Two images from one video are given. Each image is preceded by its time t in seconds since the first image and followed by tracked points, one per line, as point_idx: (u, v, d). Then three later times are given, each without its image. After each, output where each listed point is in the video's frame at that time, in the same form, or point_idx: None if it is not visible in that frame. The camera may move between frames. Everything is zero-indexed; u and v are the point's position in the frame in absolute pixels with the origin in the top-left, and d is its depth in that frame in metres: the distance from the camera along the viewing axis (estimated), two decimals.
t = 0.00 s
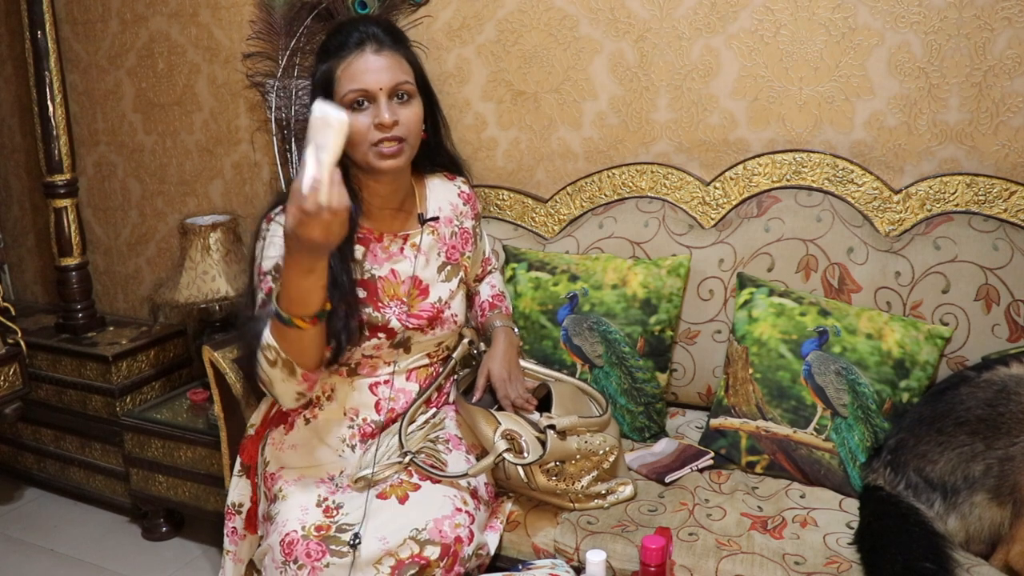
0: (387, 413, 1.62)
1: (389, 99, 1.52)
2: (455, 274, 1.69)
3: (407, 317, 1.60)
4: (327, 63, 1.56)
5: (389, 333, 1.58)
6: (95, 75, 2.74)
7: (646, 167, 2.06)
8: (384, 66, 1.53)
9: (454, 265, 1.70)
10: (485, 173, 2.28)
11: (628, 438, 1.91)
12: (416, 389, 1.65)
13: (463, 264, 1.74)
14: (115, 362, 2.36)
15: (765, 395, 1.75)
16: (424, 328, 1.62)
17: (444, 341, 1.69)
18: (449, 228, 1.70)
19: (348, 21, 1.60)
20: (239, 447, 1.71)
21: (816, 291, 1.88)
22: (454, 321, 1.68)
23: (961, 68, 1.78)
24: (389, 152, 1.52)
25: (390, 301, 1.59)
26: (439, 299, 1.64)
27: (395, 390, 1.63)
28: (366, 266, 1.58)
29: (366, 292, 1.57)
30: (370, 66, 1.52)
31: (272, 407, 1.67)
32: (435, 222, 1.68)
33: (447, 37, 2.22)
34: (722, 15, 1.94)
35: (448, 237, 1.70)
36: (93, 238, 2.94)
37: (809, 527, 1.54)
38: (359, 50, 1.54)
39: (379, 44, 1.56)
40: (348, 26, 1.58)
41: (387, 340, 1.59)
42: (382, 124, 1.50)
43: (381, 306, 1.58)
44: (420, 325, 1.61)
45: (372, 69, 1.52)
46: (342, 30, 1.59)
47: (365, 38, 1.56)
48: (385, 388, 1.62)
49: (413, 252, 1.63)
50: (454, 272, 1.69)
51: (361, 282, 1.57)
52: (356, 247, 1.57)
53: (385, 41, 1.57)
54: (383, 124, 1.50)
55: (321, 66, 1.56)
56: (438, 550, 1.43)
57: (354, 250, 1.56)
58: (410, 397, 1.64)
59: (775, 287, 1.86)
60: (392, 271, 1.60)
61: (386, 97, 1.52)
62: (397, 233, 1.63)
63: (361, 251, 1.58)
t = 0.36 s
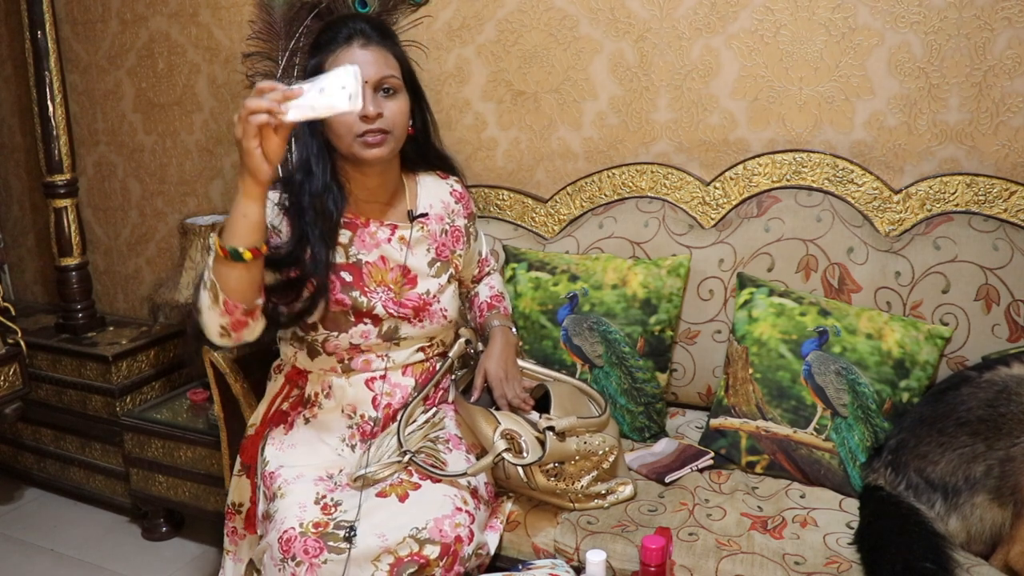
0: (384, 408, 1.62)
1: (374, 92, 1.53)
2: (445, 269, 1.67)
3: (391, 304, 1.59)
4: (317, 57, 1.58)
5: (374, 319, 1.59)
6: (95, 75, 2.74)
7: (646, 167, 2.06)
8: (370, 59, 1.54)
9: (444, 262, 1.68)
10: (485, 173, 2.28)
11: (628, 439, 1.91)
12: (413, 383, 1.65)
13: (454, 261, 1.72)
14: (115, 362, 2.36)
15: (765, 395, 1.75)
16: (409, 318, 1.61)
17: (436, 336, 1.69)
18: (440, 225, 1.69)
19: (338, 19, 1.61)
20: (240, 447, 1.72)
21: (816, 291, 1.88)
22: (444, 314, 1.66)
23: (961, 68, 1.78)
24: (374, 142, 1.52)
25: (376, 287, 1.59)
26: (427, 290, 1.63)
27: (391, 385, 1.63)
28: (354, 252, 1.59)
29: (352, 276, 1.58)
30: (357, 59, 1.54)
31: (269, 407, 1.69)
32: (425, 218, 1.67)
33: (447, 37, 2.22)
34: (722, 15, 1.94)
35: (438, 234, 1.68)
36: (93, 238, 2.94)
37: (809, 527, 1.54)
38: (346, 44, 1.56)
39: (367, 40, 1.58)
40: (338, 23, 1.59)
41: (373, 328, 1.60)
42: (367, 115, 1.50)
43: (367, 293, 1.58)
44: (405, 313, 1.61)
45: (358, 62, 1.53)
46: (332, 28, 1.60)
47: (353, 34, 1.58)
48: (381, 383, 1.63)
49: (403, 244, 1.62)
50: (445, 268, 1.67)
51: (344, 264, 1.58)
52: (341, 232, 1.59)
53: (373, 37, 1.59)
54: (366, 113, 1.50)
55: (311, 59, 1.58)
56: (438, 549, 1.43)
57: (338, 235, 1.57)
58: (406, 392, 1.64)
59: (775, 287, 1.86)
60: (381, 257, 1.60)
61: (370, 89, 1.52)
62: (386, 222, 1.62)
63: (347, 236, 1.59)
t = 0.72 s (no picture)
0: (381, 407, 1.62)
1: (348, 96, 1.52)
2: (436, 270, 1.67)
3: (379, 300, 1.59)
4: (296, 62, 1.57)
5: (362, 314, 1.59)
6: (95, 75, 2.74)
7: (646, 167, 2.06)
8: (345, 63, 1.54)
9: (434, 264, 1.67)
10: (485, 173, 2.28)
11: (628, 439, 1.91)
12: (410, 381, 1.66)
13: (447, 262, 1.71)
14: (115, 362, 2.36)
15: (765, 395, 1.75)
16: (397, 316, 1.61)
17: (429, 336, 1.68)
18: (431, 226, 1.68)
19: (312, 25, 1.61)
20: (240, 448, 1.73)
21: (816, 291, 1.88)
22: (434, 315, 1.66)
23: (961, 68, 1.78)
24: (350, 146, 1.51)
25: (365, 281, 1.59)
26: (417, 288, 1.63)
27: (389, 383, 1.64)
28: (343, 246, 1.59)
29: (341, 269, 1.58)
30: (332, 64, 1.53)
31: (270, 406, 1.70)
32: (416, 220, 1.66)
33: (447, 37, 2.22)
34: (722, 14, 1.94)
35: (429, 235, 1.68)
36: (93, 238, 2.94)
37: (809, 527, 1.54)
38: (322, 48, 1.55)
39: (343, 43, 1.57)
40: (313, 29, 1.59)
41: (362, 322, 1.59)
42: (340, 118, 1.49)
43: (356, 285, 1.58)
44: (393, 312, 1.61)
45: (335, 66, 1.53)
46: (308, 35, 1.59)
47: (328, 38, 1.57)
48: (378, 381, 1.63)
49: (391, 243, 1.62)
50: (436, 269, 1.67)
51: (336, 259, 1.58)
52: (331, 228, 1.59)
53: (349, 39, 1.58)
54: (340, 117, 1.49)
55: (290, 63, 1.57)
56: (438, 549, 1.43)
57: (325, 231, 1.58)
58: (403, 390, 1.65)
59: (775, 287, 1.86)
60: (370, 253, 1.60)
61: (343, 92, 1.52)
62: (374, 220, 1.62)
63: (336, 231, 1.60)
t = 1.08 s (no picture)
0: (380, 407, 1.62)
1: (339, 99, 1.52)
2: (434, 269, 1.67)
3: (378, 299, 1.60)
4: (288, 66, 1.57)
5: (361, 312, 1.59)
6: (95, 75, 2.74)
7: (646, 167, 2.06)
8: (336, 65, 1.53)
9: (432, 264, 1.67)
10: (485, 172, 2.28)
11: (628, 439, 1.91)
12: (410, 381, 1.66)
13: (445, 262, 1.71)
14: (115, 362, 2.36)
15: (765, 395, 1.75)
16: (396, 315, 1.61)
17: (428, 335, 1.69)
18: (429, 226, 1.68)
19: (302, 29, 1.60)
20: (240, 448, 1.73)
21: (816, 291, 1.88)
22: (433, 315, 1.66)
23: (961, 68, 1.78)
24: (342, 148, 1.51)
25: (364, 280, 1.60)
26: (416, 288, 1.64)
27: (389, 383, 1.64)
28: (343, 246, 1.59)
29: (341, 268, 1.58)
30: (323, 67, 1.53)
31: (270, 406, 1.70)
32: (414, 220, 1.66)
33: (447, 37, 2.22)
34: (722, 15, 1.94)
35: (428, 235, 1.68)
36: (93, 238, 2.94)
37: (809, 527, 1.54)
38: (313, 52, 1.56)
39: (334, 45, 1.57)
40: (303, 34, 1.59)
41: (361, 321, 1.60)
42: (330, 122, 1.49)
43: (356, 283, 1.59)
44: (392, 310, 1.61)
45: (326, 69, 1.53)
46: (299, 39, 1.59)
47: (319, 41, 1.57)
48: (377, 380, 1.63)
49: (388, 243, 1.62)
50: (433, 268, 1.67)
51: (335, 258, 1.59)
52: (329, 229, 1.59)
53: (340, 41, 1.58)
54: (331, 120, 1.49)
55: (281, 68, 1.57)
56: (438, 549, 1.43)
57: (322, 233, 1.58)
58: (402, 390, 1.65)
59: (775, 287, 1.86)
60: (369, 252, 1.60)
61: (334, 95, 1.52)
62: (372, 220, 1.62)
63: (333, 232, 1.60)
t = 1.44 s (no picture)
0: (381, 406, 1.62)
1: (341, 96, 1.52)
2: (434, 269, 1.67)
3: (379, 298, 1.60)
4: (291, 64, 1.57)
5: (361, 311, 1.59)
6: (95, 75, 2.74)
7: (646, 167, 2.06)
8: (339, 63, 1.53)
9: (432, 263, 1.67)
10: (485, 172, 2.28)
11: (628, 439, 1.91)
12: (410, 381, 1.66)
13: (445, 261, 1.71)
14: (115, 362, 2.36)
15: (765, 395, 1.75)
16: (396, 314, 1.61)
17: (428, 335, 1.68)
18: (429, 225, 1.68)
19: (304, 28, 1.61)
20: (240, 448, 1.73)
21: (816, 291, 1.88)
22: (433, 314, 1.66)
23: (961, 68, 1.79)
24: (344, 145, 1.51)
25: (364, 279, 1.60)
26: (416, 287, 1.64)
27: (389, 382, 1.64)
28: (343, 245, 1.59)
29: (341, 267, 1.58)
30: (325, 65, 1.53)
31: (270, 406, 1.70)
32: (414, 219, 1.66)
33: (447, 37, 2.22)
34: (722, 15, 1.94)
35: (428, 235, 1.68)
36: (93, 238, 2.94)
37: (809, 527, 1.54)
38: (315, 50, 1.56)
39: (336, 43, 1.57)
40: (306, 32, 1.59)
41: (361, 319, 1.60)
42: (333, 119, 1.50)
43: (356, 282, 1.59)
44: (392, 309, 1.61)
45: (328, 66, 1.53)
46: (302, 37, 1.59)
47: (322, 39, 1.58)
48: (377, 380, 1.63)
49: (388, 242, 1.62)
50: (434, 267, 1.67)
51: (335, 256, 1.58)
52: (329, 228, 1.59)
53: (343, 40, 1.58)
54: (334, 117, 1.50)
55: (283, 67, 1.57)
56: (439, 549, 1.43)
57: (323, 232, 1.58)
58: (403, 389, 1.65)
59: (775, 287, 1.86)
60: (369, 251, 1.60)
61: (338, 93, 1.52)
62: (372, 219, 1.62)
63: (333, 231, 1.60)
